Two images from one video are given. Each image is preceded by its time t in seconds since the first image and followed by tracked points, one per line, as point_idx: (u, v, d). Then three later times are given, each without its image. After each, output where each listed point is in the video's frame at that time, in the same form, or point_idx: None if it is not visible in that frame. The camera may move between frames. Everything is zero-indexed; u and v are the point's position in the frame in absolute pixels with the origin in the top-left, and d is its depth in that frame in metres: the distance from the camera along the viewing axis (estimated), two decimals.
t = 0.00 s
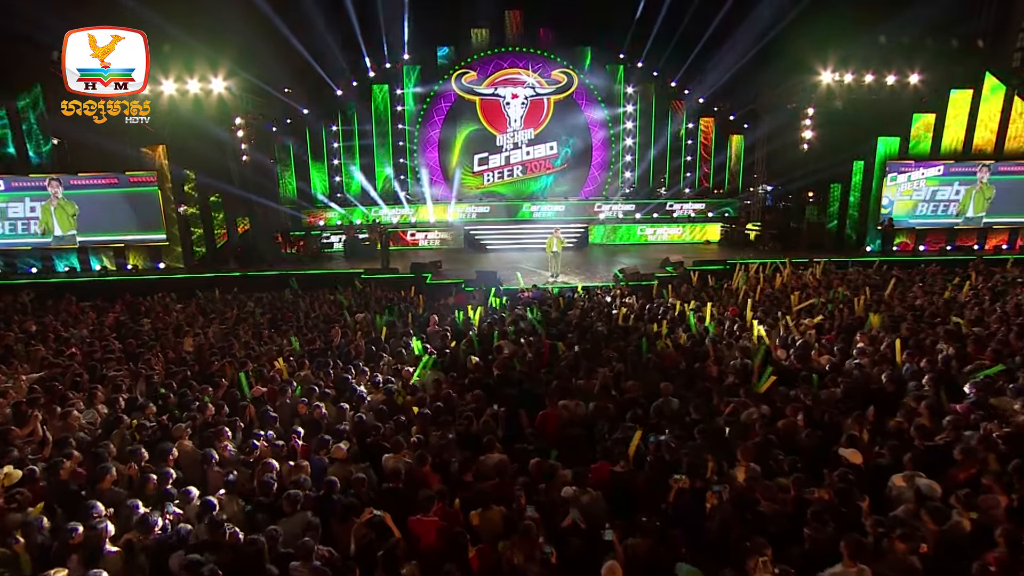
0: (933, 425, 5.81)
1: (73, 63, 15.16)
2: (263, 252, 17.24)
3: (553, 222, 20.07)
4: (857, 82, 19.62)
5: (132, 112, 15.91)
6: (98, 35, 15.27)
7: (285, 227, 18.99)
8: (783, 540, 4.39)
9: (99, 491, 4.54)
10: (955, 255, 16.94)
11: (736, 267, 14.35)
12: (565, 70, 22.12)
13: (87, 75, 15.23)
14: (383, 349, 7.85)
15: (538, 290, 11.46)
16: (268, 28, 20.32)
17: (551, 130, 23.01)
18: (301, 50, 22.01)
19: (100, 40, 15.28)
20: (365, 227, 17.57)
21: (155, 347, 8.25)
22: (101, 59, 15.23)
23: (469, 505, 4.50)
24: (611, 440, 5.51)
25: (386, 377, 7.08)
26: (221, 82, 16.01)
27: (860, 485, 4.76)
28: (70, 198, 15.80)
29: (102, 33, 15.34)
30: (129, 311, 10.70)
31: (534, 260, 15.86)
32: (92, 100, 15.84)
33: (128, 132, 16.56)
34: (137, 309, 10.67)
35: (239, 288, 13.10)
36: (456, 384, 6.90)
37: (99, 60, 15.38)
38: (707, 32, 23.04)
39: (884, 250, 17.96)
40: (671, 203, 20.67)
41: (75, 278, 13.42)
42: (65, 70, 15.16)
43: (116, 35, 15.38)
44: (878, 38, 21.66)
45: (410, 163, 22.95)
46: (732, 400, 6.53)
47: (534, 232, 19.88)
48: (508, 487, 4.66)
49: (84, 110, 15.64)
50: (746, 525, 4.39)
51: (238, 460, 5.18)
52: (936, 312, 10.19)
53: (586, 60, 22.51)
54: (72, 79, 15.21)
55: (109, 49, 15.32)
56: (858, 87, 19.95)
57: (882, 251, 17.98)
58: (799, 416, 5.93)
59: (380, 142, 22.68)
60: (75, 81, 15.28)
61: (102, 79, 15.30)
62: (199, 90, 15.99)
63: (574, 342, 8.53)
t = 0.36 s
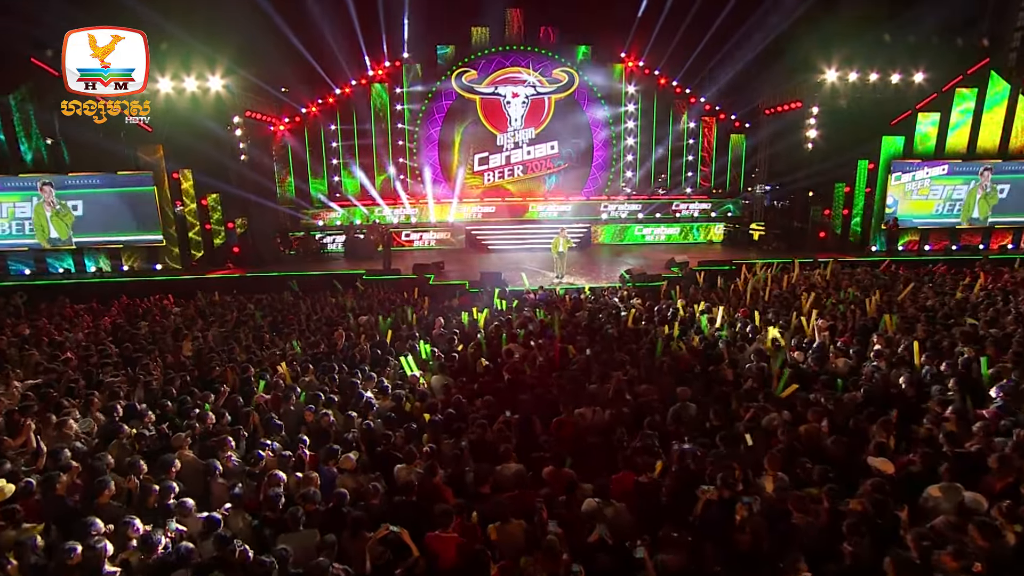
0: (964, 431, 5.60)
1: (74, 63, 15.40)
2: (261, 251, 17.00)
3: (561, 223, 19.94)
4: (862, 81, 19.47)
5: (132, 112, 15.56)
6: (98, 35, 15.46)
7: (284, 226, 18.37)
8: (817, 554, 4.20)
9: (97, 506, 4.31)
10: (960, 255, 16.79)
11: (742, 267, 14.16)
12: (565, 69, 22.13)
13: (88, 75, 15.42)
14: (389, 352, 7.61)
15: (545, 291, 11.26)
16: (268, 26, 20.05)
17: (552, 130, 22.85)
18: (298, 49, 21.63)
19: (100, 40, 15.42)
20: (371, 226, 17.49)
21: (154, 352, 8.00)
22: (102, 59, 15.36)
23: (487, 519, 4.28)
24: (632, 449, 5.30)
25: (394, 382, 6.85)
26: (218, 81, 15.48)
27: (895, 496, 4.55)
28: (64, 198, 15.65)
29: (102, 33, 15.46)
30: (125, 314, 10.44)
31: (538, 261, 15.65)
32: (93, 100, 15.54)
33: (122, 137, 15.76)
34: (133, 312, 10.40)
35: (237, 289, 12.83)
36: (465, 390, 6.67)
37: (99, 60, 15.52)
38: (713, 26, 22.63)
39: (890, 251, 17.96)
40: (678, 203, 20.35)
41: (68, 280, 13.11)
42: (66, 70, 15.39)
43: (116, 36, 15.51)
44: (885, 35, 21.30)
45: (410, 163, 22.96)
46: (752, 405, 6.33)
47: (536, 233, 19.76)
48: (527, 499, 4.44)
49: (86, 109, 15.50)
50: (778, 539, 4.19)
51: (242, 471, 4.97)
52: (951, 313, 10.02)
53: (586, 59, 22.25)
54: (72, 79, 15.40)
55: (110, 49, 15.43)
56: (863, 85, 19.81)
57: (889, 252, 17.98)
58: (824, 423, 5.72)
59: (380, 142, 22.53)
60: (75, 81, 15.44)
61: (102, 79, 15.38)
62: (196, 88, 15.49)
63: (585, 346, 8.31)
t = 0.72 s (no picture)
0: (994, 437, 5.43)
1: (74, 63, 14.82)
2: (259, 253, 16.74)
3: (566, 222, 19.72)
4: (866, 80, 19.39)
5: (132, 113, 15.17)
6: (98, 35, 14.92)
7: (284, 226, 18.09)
8: (856, 571, 4.03)
9: (97, 524, 4.09)
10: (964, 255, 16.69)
11: (748, 267, 14.01)
12: (565, 68, 21.93)
13: (87, 75, 14.84)
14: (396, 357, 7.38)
15: (551, 292, 11.07)
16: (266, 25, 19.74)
17: (552, 130, 22.71)
18: (298, 49, 21.18)
19: (100, 40, 14.90)
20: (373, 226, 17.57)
21: (152, 357, 7.75)
22: (101, 60, 14.85)
23: (510, 535, 4.08)
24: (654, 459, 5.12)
25: (402, 388, 6.64)
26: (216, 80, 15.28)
27: (931, 506, 4.38)
28: (58, 197, 15.26)
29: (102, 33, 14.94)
30: (121, 318, 10.16)
31: (541, 262, 15.42)
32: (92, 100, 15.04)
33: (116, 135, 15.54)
34: (130, 315, 10.13)
35: (235, 292, 12.60)
36: (477, 396, 6.46)
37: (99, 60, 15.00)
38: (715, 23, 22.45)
39: (894, 252, 17.97)
40: (683, 203, 20.15)
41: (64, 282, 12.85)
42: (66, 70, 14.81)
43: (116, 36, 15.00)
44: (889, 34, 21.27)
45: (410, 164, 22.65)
46: (772, 409, 6.16)
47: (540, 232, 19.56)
48: (551, 512, 4.24)
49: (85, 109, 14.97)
50: (814, 554, 4.02)
51: (250, 484, 4.75)
52: (963, 314, 9.89)
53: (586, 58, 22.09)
54: (72, 79, 14.83)
55: (110, 50, 14.91)
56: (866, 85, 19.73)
57: (892, 252, 17.98)
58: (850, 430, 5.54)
59: (379, 146, 22.42)
60: (75, 81, 14.89)
61: (102, 79, 14.86)
62: (194, 87, 15.24)
63: (596, 350, 8.12)
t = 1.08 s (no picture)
0: None
1: (73, 63, 14.11)
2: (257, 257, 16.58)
3: (573, 223, 19.59)
4: (869, 80, 19.27)
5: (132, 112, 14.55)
6: (97, 34, 14.16)
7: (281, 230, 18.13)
8: None
9: (98, 542, 3.87)
10: (968, 255, 16.53)
11: (753, 268, 13.90)
12: (565, 68, 21.59)
13: (87, 75, 14.21)
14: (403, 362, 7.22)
15: (557, 294, 10.89)
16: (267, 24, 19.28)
17: (552, 130, 22.51)
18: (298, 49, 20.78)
19: (99, 39, 14.15)
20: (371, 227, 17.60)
21: (151, 363, 7.52)
22: (102, 60, 14.19)
23: (533, 551, 3.89)
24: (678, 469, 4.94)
25: (412, 394, 6.44)
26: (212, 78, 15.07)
27: (972, 519, 4.20)
28: (55, 196, 14.89)
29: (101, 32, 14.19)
30: (118, 322, 9.91)
31: (543, 264, 15.15)
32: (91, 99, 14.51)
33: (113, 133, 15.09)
34: (128, 320, 9.88)
35: (233, 295, 12.36)
36: (490, 403, 6.27)
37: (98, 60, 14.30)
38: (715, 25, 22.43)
39: (898, 252, 17.37)
40: (688, 203, 20.18)
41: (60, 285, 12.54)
42: (65, 69, 14.11)
43: (116, 35, 14.16)
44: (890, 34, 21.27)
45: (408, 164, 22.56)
46: (793, 415, 5.99)
47: (543, 233, 19.39)
48: (577, 527, 4.04)
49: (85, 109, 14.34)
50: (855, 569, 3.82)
51: (258, 498, 4.53)
52: (976, 315, 9.77)
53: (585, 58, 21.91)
54: (71, 79, 14.15)
55: (109, 49, 14.22)
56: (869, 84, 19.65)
57: (897, 253, 17.36)
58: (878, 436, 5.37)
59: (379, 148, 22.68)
60: (75, 81, 14.23)
61: (102, 79, 14.27)
62: (190, 86, 14.94)
63: (608, 354, 7.93)
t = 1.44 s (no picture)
0: None
1: (74, 63, 14.53)
2: (256, 258, 16.22)
3: (577, 225, 19.42)
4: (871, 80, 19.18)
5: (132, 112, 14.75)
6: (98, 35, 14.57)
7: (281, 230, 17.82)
8: None
9: (104, 561, 3.65)
10: (971, 255, 16.46)
11: (758, 269, 13.80)
12: (566, 69, 21.64)
13: (87, 75, 14.53)
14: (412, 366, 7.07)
15: (565, 297, 10.73)
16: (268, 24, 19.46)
17: (552, 131, 22.36)
18: (299, 49, 20.89)
19: (99, 39, 14.52)
20: (373, 228, 17.52)
21: (153, 369, 7.30)
22: (102, 60, 14.52)
23: (563, 568, 3.70)
24: (705, 479, 4.78)
25: (424, 401, 6.25)
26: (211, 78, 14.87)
27: (1016, 529, 4.03)
28: (50, 196, 14.57)
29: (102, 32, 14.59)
30: (116, 326, 9.68)
31: (548, 265, 15.02)
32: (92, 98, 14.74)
33: (110, 134, 14.99)
34: (127, 324, 9.65)
35: (233, 298, 12.14)
36: (506, 410, 6.08)
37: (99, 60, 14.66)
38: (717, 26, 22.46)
39: (902, 253, 17.54)
40: (693, 203, 20.11)
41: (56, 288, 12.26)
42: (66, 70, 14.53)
43: (116, 35, 14.53)
44: (895, 35, 21.30)
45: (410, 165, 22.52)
46: (817, 420, 5.83)
47: (544, 233, 19.21)
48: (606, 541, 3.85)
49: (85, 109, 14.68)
50: None
51: (270, 512, 4.32)
52: (988, 316, 9.67)
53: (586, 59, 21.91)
54: (72, 79, 14.52)
55: (110, 50, 14.53)
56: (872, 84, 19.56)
57: (900, 253, 17.54)
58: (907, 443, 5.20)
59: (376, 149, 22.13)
60: (76, 81, 14.58)
61: (102, 80, 14.52)
62: (188, 86, 14.78)
63: (621, 358, 7.76)
